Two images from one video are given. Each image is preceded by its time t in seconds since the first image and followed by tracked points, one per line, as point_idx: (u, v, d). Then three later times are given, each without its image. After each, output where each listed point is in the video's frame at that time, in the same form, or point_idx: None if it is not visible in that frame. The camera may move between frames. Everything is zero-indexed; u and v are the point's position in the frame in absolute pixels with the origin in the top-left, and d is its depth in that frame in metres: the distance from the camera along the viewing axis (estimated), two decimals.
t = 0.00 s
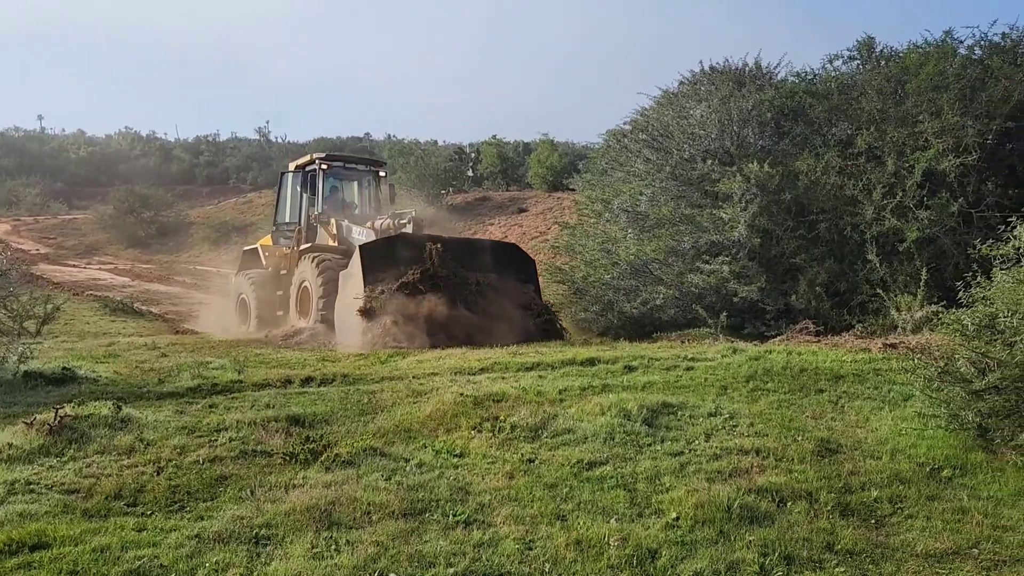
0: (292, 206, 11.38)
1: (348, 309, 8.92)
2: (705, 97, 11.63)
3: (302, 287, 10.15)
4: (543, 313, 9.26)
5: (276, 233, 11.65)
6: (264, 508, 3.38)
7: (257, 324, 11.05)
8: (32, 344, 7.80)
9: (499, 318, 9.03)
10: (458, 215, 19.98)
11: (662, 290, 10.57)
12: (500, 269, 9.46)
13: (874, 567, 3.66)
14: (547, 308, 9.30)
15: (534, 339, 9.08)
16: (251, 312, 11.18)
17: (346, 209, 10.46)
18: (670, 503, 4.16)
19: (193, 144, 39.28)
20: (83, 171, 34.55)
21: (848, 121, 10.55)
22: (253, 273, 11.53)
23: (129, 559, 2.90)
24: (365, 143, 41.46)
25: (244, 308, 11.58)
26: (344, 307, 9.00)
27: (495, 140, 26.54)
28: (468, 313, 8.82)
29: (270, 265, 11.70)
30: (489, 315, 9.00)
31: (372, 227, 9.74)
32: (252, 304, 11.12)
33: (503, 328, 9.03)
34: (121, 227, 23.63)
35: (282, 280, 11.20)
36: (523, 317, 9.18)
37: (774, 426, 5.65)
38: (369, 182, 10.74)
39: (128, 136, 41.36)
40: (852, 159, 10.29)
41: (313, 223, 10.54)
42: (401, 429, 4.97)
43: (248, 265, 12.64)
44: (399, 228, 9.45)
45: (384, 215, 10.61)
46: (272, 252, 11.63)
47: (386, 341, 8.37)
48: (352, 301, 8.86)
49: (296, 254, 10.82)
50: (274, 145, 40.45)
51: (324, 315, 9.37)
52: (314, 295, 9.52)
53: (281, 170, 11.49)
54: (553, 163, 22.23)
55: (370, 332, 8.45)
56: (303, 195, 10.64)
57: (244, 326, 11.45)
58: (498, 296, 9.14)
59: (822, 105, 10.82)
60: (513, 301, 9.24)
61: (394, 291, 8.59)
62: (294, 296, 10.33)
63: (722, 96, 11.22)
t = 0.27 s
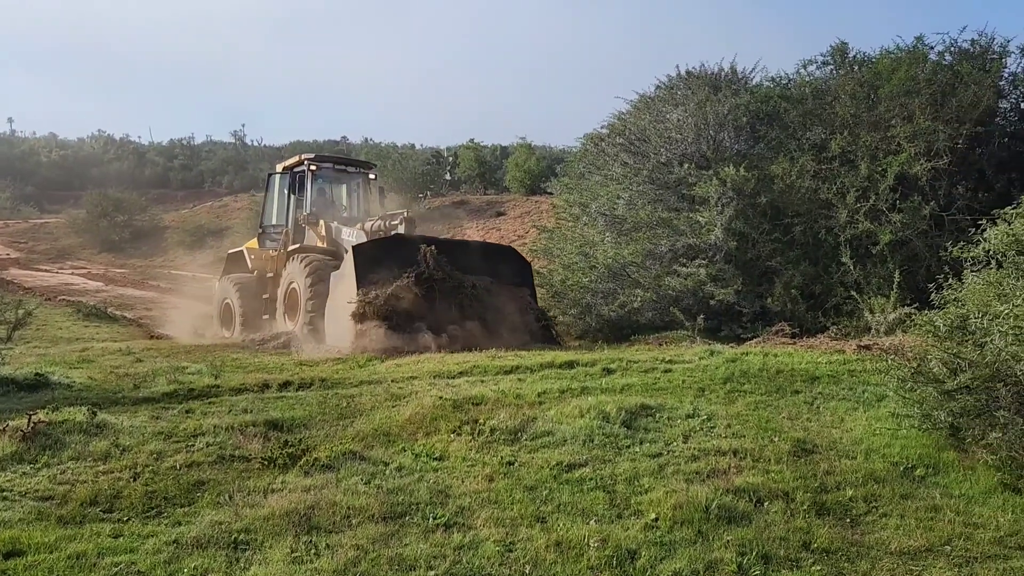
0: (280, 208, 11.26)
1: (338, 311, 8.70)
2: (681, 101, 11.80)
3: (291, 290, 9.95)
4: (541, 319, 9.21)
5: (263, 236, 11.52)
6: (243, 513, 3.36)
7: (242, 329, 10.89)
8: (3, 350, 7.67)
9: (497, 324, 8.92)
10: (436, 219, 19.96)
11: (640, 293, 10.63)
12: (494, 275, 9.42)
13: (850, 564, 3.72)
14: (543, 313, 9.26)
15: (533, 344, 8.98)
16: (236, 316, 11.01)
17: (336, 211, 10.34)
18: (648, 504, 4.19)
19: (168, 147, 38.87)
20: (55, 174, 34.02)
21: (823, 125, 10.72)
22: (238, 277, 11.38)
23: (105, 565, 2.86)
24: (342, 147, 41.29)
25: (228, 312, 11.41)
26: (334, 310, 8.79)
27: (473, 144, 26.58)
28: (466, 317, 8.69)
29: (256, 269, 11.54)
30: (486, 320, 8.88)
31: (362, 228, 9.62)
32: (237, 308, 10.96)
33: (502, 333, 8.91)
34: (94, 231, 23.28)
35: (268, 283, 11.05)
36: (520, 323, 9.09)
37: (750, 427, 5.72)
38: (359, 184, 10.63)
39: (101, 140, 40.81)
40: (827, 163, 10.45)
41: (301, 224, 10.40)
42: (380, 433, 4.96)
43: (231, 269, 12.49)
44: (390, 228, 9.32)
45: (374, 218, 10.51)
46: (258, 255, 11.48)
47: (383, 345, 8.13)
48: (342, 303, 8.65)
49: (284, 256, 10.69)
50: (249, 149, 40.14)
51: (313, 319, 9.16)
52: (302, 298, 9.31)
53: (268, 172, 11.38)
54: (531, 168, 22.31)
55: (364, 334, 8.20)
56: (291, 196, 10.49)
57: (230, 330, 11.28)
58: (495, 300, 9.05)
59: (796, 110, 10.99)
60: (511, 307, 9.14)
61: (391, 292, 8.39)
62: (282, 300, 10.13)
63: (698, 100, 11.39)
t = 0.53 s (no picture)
0: (266, 209, 11.14)
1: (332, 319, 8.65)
2: (655, 105, 11.97)
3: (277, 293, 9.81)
4: (537, 321, 9.17)
5: (249, 237, 11.37)
6: (219, 517, 3.35)
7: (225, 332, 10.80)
8: None
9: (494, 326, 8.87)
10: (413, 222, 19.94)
11: (616, 295, 10.72)
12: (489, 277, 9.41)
13: (820, 562, 3.80)
14: (540, 316, 9.25)
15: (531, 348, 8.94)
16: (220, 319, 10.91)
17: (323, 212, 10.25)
18: (623, 504, 4.25)
19: (140, 150, 38.39)
20: (24, 177, 33.44)
21: (796, 129, 10.92)
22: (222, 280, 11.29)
23: (80, 571, 2.85)
24: (317, 149, 41.06)
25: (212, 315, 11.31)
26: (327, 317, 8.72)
27: (450, 147, 26.60)
28: (463, 319, 8.64)
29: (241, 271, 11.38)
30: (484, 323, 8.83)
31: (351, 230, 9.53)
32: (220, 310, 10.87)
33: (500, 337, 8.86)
34: (64, 234, 22.92)
35: (253, 286, 10.91)
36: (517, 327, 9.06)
37: (724, 426, 5.81)
38: (347, 186, 10.55)
39: (71, 142, 40.19)
40: (799, 166, 10.63)
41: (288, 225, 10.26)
42: (357, 436, 4.97)
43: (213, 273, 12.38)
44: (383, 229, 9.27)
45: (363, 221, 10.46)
46: (243, 257, 11.31)
47: (381, 349, 8.02)
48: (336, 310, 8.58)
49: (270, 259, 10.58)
50: (224, 151, 39.77)
51: (300, 323, 9.05)
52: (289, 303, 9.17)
53: (254, 172, 11.25)
54: (508, 170, 22.38)
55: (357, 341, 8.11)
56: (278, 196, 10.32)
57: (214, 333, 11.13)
58: (492, 303, 9.02)
59: (770, 114, 11.19)
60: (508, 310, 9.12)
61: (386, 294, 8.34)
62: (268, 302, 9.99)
63: (672, 104, 11.59)
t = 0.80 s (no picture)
0: (248, 207, 10.94)
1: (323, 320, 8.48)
2: (629, 105, 12.12)
3: (264, 291, 9.60)
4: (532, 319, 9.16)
5: (230, 236, 11.16)
6: (193, 519, 3.34)
7: (206, 333, 10.61)
8: None
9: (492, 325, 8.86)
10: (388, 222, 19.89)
11: (591, 294, 10.79)
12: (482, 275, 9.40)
13: (791, 554, 3.89)
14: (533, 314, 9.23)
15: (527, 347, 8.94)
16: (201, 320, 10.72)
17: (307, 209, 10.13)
18: (598, 500, 4.31)
19: (110, 150, 37.81)
20: None
21: (767, 129, 11.09)
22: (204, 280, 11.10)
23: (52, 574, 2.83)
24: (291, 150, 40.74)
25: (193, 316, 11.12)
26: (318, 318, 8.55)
27: (424, 147, 26.56)
28: (459, 316, 8.59)
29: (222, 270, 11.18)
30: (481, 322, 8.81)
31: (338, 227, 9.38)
32: (201, 311, 10.68)
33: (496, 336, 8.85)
34: (31, 237, 22.51)
35: (234, 285, 10.70)
36: (512, 325, 9.05)
37: (697, 423, 5.89)
38: (331, 184, 10.47)
39: (38, 143, 39.46)
40: (771, 165, 10.80)
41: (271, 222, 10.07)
42: (332, 437, 4.97)
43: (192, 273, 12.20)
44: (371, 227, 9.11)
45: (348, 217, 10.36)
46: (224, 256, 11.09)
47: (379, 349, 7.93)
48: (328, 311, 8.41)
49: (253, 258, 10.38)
50: (195, 152, 39.31)
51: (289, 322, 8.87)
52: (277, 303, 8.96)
53: (236, 170, 11.06)
54: (483, 170, 22.41)
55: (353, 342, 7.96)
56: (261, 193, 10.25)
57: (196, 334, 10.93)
58: (486, 301, 9.01)
59: (742, 113, 11.39)
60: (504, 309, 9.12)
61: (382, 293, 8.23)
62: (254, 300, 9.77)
63: (646, 104, 11.74)
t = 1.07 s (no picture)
0: (229, 201, 10.67)
1: (317, 319, 8.34)
2: (602, 101, 12.29)
3: (248, 285, 9.34)
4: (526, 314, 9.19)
5: (211, 231, 10.87)
6: (170, 516, 3.34)
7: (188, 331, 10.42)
8: None
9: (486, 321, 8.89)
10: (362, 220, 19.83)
11: (566, 290, 10.88)
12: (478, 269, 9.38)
13: (762, 540, 3.99)
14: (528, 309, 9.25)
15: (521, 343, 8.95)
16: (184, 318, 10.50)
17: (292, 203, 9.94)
18: (573, 492, 4.37)
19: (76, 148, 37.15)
20: None
21: (738, 125, 11.25)
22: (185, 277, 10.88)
23: (28, 573, 2.82)
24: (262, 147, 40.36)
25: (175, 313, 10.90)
26: (311, 316, 8.41)
27: (398, 144, 26.49)
28: (453, 312, 8.60)
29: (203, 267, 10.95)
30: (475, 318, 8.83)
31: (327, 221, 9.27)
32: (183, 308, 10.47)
33: (489, 333, 8.88)
34: None
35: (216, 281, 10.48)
36: (505, 322, 9.08)
37: (671, 415, 5.99)
38: (315, 178, 10.33)
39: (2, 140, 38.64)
40: (742, 161, 10.96)
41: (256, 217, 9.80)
42: (309, 433, 4.99)
43: (172, 271, 11.99)
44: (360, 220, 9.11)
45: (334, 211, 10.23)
46: (206, 252, 10.84)
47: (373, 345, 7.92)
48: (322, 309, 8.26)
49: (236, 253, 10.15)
50: (165, 150, 38.79)
51: (279, 319, 8.67)
52: (264, 299, 8.74)
53: (216, 163, 10.75)
54: (457, 167, 22.42)
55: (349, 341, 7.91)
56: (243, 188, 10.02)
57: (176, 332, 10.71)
58: (481, 297, 9.01)
59: (713, 110, 11.56)
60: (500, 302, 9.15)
61: (378, 289, 8.20)
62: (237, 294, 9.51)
63: (619, 101, 11.88)
